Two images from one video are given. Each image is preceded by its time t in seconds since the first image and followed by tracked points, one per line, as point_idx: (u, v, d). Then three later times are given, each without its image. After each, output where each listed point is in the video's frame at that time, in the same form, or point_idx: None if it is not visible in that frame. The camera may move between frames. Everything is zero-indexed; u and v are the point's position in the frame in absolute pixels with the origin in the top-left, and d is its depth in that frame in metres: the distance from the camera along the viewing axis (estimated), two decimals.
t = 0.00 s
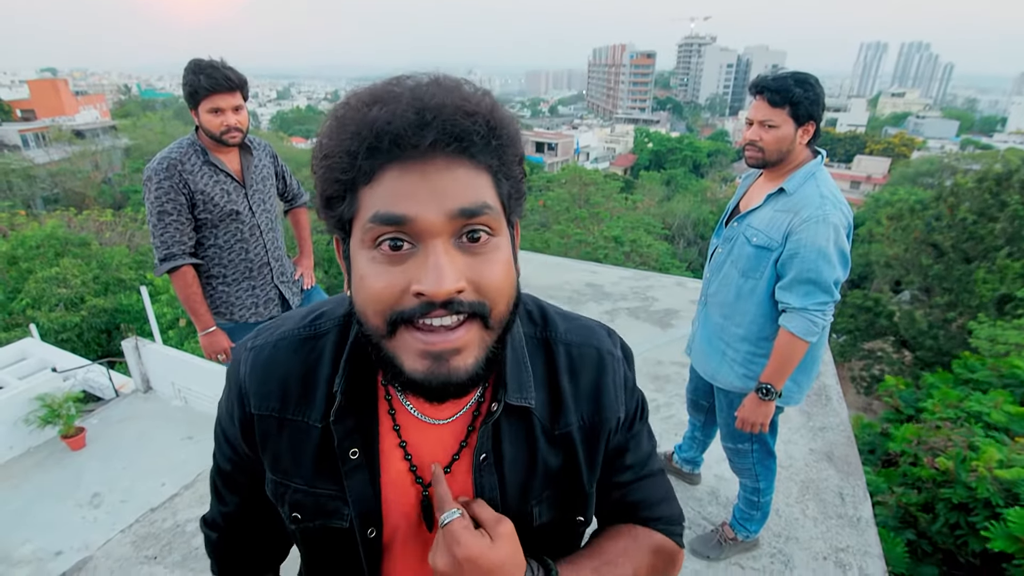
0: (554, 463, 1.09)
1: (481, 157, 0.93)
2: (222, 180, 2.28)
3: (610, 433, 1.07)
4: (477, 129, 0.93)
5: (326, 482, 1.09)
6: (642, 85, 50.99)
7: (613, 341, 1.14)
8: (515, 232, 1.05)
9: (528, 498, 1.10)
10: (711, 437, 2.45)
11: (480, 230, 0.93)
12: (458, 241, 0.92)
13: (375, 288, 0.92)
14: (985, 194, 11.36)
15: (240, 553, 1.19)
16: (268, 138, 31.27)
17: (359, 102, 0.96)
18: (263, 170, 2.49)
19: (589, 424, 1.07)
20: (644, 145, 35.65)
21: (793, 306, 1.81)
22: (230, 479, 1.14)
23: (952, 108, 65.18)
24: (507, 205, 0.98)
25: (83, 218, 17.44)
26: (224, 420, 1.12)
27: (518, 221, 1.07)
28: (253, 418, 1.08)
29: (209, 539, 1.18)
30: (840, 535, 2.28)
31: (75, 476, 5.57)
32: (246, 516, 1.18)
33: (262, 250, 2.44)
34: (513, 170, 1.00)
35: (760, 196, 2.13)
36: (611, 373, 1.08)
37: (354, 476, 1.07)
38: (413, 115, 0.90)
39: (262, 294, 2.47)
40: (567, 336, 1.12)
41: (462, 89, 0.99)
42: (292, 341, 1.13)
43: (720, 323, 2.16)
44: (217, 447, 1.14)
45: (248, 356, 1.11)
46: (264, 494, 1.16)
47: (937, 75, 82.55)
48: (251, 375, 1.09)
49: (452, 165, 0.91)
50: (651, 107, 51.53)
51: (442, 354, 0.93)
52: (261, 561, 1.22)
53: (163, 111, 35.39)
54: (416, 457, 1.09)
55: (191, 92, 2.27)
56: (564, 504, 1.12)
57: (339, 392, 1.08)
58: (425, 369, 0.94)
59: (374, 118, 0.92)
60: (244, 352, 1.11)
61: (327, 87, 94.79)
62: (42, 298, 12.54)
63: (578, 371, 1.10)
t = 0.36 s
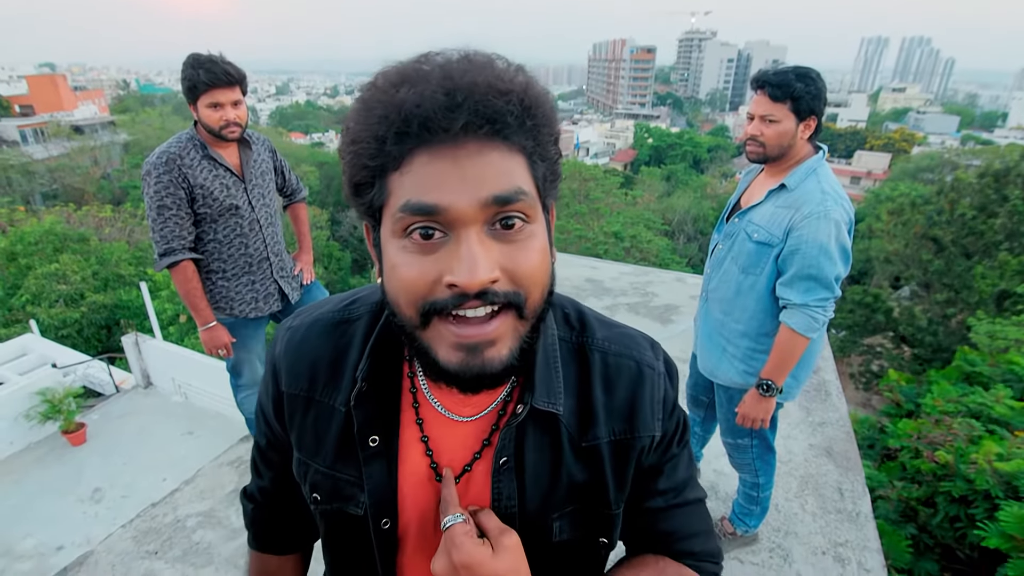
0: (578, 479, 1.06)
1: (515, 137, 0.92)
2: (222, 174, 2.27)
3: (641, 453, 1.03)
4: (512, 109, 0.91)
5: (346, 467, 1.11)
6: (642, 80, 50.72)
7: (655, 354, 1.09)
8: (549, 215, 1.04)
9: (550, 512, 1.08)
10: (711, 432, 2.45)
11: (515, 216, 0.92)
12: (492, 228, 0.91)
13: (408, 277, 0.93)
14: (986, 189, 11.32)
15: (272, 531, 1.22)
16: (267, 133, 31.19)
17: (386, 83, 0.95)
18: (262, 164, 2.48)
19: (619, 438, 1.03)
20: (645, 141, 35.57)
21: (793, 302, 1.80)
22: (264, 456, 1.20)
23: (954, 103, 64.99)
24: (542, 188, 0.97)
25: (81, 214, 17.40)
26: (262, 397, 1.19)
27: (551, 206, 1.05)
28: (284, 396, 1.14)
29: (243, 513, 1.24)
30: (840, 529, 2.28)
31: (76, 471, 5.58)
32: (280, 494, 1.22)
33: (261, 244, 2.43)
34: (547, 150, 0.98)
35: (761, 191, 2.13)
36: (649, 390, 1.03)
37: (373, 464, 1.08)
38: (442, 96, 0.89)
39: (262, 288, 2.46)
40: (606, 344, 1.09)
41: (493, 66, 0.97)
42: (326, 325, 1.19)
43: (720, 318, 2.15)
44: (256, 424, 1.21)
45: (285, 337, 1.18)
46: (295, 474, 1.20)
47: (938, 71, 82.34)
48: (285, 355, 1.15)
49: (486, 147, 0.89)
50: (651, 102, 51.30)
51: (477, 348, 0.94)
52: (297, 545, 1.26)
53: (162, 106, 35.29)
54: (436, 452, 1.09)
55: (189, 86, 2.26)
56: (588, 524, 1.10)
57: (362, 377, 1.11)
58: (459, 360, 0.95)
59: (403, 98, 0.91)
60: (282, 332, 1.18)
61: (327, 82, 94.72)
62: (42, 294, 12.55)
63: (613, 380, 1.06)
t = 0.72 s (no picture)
0: (598, 478, 1.04)
1: (546, 141, 0.91)
2: (222, 172, 2.28)
3: (664, 457, 1.00)
4: (543, 114, 0.90)
5: (364, 447, 1.13)
6: (642, 78, 50.62)
7: (685, 360, 1.06)
8: (576, 213, 1.03)
9: (566, 509, 1.06)
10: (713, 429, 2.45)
11: (543, 219, 0.91)
12: (519, 231, 0.91)
13: (435, 275, 0.94)
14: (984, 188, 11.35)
15: (296, 510, 1.25)
16: (266, 131, 31.14)
17: (414, 82, 0.94)
18: (262, 162, 2.48)
19: (642, 439, 1.01)
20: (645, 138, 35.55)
21: (793, 301, 1.81)
22: (295, 435, 1.24)
23: (954, 101, 64.91)
24: (570, 189, 0.96)
25: (81, 212, 17.39)
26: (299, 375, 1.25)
27: (579, 204, 1.04)
28: (314, 373, 1.19)
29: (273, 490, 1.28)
30: (839, 527, 2.29)
31: (77, 470, 5.59)
32: (308, 474, 1.25)
33: (261, 242, 2.44)
34: (577, 145, 0.97)
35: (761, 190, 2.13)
36: (675, 394, 1.02)
37: (389, 444, 1.10)
38: (472, 101, 0.87)
39: (261, 286, 2.46)
40: (632, 344, 1.07)
41: (523, 60, 0.95)
42: (360, 309, 1.24)
43: (720, 317, 2.15)
44: (291, 403, 1.26)
45: (322, 318, 1.24)
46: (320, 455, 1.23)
47: (938, 68, 82.34)
48: (320, 333, 1.21)
49: (516, 152, 0.88)
50: (651, 100, 51.19)
51: (499, 341, 0.94)
52: (320, 527, 1.28)
53: (162, 104, 35.24)
54: (454, 442, 1.09)
55: (190, 83, 2.26)
56: (604, 526, 1.07)
57: (386, 360, 1.13)
58: (481, 353, 0.96)
59: (431, 101, 0.89)
60: (320, 313, 1.24)
61: (327, 80, 94.59)
62: (42, 292, 12.55)
63: (639, 378, 1.04)
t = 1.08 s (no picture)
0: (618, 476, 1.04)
1: (565, 146, 0.90)
2: (223, 172, 2.28)
3: (686, 456, 1.00)
4: (561, 119, 0.90)
5: (383, 443, 1.13)
6: (642, 78, 50.64)
7: (705, 358, 1.06)
8: (595, 217, 1.03)
9: (586, 506, 1.06)
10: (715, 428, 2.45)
11: (561, 223, 0.91)
12: (537, 234, 0.91)
13: (453, 276, 0.94)
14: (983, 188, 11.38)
15: (313, 504, 1.25)
16: (266, 131, 31.14)
17: (433, 86, 0.94)
18: (262, 162, 2.48)
19: (662, 438, 1.01)
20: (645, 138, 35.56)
21: (792, 301, 1.81)
22: (314, 429, 1.25)
23: (954, 100, 64.90)
24: (589, 193, 0.96)
25: (81, 211, 17.39)
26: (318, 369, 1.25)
27: (599, 208, 1.04)
28: (334, 368, 1.19)
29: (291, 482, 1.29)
30: (839, 526, 2.29)
31: (76, 469, 5.59)
32: (326, 469, 1.25)
33: (262, 242, 2.44)
34: (596, 151, 0.97)
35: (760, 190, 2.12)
36: (696, 393, 1.01)
37: (407, 440, 1.10)
38: (490, 106, 0.87)
39: (262, 285, 2.46)
40: (652, 343, 1.07)
41: (544, 64, 0.95)
42: (379, 306, 1.25)
43: (720, 316, 2.16)
44: (310, 399, 1.27)
45: (343, 314, 1.24)
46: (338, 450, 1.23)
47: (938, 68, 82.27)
48: (340, 328, 1.22)
49: (534, 157, 0.88)
50: (651, 99, 51.18)
51: (516, 339, 0.95)
52: (337, 521, 1.28)
53: (162, 104, 35.22)
54: (473, 438, 1.09)
55: (192, 83, 2.26)
56: (623, 525, 1.07)
57: (404, 357, 1.13)
58: (498, 352, 0.96)
59: (449, 106, 0.90)
60: (341, 309, 1.25)
61: (327, 79, 94.40)
62: (41, 292, 12.54)
63: (659, 376, 1.04)
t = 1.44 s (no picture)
0: (629, 498, 1.03)
1: (579, 153, 0.90)
2: (224, 172, 2.28)
3: (704, 482, 0.98)
4: (574, 126, 0.90)
5: (393, 452, 1.14)
6: (642, 78, 50.72)
7: (726, 378, 1.02)
8: (611, 227, 1.02)
9: (596, 524, 1.06)
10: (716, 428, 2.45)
11: (574, 233, 0.91)
12: (549, 244, 0.91)
13: (462, 286, 0.94)
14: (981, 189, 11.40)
15: (323, 508, 1.26)
16: (266, 131, 31.16)
17: (444, 91, 0.95)
18: (264, 162, 2.48)
19: (676, 462, 0.99)
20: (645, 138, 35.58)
21: (791, 300, 1.81)
22: (327, 431, 1.27)
23: (955, 100, 64.89)
24: (604, 201, 0.96)
25: (82, 211, 17.42)
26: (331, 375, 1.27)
27: (614, 217, 1.04)
28: (346, 375, 1.21)
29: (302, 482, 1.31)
30: (839, 526, 2.29)
31: (76, 469, 5.59)
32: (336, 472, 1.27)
33: (263, 242, 2.44)
34: (612, 159, 0.96)
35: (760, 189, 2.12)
36: (715, 415, 0.99)
37: (416, 452, 1.11)
38: (502, 111, 0.88)
39: (263, 286, 2.45)
40: (669, 362, 1.05)
41: (558, 69, 0.95)
42: (392, 313, 1.26)
43: (719, 316, 2.16)
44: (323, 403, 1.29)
45: (356, 320, 1.26)
46: (348, 454, 1.25)
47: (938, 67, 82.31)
48: (354, 334, 1.23)
49: (546, 165, 0.88)
50: (651, 100, 51.18)
51: (523, 355, 0.94)
52: (348, 519, 1.28)
53: (162, 104, 35.22)
54: (481, 452, 1.08)
55: (200, 83, 2.25)
56: (634, 545, 1.06)
57: (414, 369, 1.13)
58: (504, 369, 0.96)
59: (459, 111, 0.90)
60: (354, 315, 1.27)
61: (327, 79, 94.41)
62: (40, 292, 12.54)
63: (674, 398, 1.02)
